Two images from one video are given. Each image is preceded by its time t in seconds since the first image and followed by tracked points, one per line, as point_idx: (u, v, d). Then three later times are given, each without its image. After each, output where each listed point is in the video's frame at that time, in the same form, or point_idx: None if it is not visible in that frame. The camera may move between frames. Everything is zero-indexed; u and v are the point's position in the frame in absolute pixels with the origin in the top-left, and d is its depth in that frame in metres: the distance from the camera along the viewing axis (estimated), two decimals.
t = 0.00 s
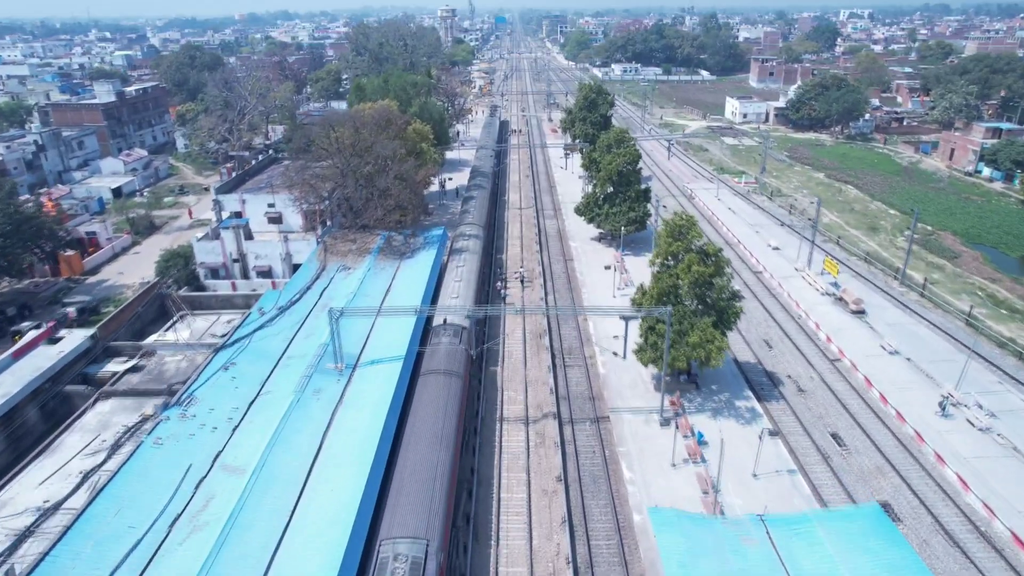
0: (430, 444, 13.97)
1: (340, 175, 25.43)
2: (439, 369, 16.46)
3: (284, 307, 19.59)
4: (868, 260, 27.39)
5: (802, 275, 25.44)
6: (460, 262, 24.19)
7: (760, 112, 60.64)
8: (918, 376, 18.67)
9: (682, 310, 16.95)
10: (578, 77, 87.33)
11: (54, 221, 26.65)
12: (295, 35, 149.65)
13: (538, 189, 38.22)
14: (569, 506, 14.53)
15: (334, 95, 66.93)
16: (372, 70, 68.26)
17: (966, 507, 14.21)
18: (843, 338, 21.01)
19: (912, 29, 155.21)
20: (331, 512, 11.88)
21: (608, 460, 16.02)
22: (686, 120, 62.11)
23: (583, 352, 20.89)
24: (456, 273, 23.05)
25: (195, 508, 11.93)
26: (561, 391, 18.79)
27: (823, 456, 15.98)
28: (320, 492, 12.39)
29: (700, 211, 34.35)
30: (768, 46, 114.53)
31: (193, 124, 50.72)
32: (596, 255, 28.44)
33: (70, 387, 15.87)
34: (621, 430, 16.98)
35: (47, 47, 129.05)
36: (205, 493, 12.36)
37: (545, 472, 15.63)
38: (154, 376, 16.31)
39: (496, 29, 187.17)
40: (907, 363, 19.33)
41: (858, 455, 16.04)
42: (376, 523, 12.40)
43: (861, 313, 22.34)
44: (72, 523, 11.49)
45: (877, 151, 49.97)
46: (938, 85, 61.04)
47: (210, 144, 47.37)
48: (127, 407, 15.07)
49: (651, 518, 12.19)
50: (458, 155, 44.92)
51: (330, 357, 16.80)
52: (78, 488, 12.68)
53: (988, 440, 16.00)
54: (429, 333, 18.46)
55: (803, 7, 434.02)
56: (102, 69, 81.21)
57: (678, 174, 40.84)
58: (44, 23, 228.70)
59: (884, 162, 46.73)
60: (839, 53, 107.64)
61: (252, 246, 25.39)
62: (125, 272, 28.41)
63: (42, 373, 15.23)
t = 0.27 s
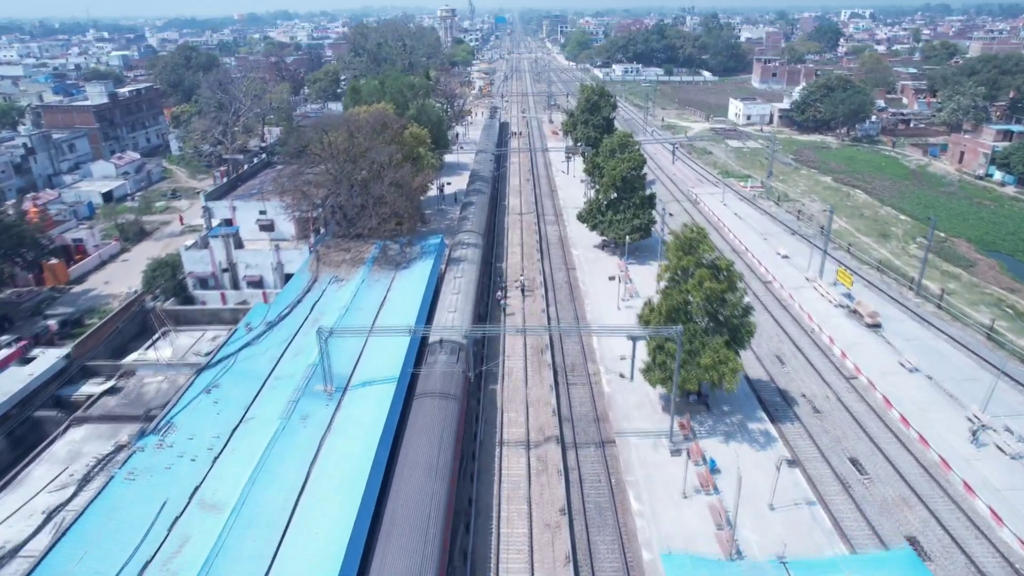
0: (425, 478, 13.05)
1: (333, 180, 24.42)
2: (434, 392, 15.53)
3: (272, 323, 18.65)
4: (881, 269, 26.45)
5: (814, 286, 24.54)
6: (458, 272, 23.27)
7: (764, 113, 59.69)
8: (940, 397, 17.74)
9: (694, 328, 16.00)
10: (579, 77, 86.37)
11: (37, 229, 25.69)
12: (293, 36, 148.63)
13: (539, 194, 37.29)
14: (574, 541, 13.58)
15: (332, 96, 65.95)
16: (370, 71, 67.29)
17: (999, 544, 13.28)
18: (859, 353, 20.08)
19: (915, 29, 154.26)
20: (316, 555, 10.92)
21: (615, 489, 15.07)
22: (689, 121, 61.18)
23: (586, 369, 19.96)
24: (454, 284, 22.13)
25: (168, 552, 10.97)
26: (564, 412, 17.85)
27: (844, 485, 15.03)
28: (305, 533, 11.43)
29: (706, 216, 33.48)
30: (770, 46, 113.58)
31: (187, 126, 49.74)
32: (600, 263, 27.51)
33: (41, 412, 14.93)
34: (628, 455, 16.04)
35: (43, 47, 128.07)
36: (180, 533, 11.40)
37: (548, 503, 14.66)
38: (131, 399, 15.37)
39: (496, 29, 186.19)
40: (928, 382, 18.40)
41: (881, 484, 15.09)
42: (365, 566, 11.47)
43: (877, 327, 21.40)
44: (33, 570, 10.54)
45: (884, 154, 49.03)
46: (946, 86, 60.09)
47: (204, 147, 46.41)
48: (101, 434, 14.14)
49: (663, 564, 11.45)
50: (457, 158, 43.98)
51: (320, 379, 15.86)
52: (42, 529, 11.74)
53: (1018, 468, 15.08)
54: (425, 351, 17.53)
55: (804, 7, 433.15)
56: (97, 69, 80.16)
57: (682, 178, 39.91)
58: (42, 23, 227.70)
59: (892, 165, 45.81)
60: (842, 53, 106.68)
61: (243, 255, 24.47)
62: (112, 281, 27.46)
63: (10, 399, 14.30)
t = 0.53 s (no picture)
0: (418, 512, 12.16)
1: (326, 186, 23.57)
2: (430, 416, 14.64)
3: (260, 339, 17.76)
4: (893, 278, 25.58)
5: (825, 296, 23.69)
6: (456, 282, 22.42)
7: (768, 115, 58.80)
8: (964, 418, 16.86)
9: (704, 346, 15.15)
10: (580, 78, 85.45)
11: (20, 237, 24.80)
12: (292, 36, 147.61)
13: (540, 198, 36.42)
14: None
15: (329, 97, 65.05)
16: (369, 71, 66.38)
17: None
18: (875, 369, 19.19)
19: (918, 29, 153.43)
20: None
21: (622, 519, 14.18)
22: (691, 123, 60.30)
23: (590, 385, 19.08)
24: (451, 296, 21.27)
25: None
26: (567, 433, 16.97)
27: (864, 515, 14.14)
28: None
29: (711, 222, 32.63)
30: (772, 46, 112.71)
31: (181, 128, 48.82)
32: (603, 271, 26.65)
33: (11, 438, 14.09)
34: (635, 481, 15.14)
35: (40, 47, 127.16)
36: None
37: (550, 536, 13.77)
38: (107, 424, 14.53)
39: (496, 29, 185.29)
40: (950, 401, 17.52)
41: (904, 514, 14.19)
42: None
43: (892, 341, 20.52)
44: None
45: (891, 156, 48.14)
46: (952, 87, 59.21)
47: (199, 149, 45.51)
48: (73, 463, 13.28)
49: None
50: (456, 161, 43.10)
51: (308, 401, 14.96)
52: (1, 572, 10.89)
53: None
54: (420, 370, 16.64)
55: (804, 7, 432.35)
56: (92, 69, 79.20)
57: (686, 182, 39.04)
58: (40, 23, 226.76)
59: (900, 168, 44.93)
60: (844, 53, 105.79)
61: (233, 264, 23.62)
62: (99, 290, 26.57)
63: None
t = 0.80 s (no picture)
0: (412, 545, 11.33)
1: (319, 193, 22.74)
2: (424, 441, 13.75)
3: (248, 357, 16.91)
4: (907, 288, 24.72)
5: (837, 307, 22.84)
6: (453, 293, 21.56)
7: (772, 117, 57.98)
8: (991, 441, 15.97)
9: (716, 366, 14.31)
10: (581, 79, 84.66)
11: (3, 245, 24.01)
12: (291, 36, 146.79)
13: (541, 203, 35.61)
14: None
15: (327, 98, 64.23)
16: (367, 72, 65.56)
17: None
18: (892, 386, 18.34)
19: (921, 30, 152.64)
20: None
21: (630, 551, 13.33)
22: (694, 125, 59.46)
23: (594, 403, 18.23)
24: (448, 308, 20.42)
25: None
26: (570, 456, 16.11)
27: (887, 547, 13.27)
28: None
29: (717, 227, 31.79)
30: (775, 47, 111.88)
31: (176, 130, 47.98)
32: (606, 280, 25.82)
33: None
34: (643, 508, 14.29)
35: (38, 47, 126.45)
36: None
37: (552, 569, 12.91)
38: (81, 451, 13.77)
39: (497, 29, 184.60)
40: (974, 422, 16.64)
41: (931, 546, 13.32)
42: None
43: (910, 355, 19.64)
44: None
45: (898, 159, 47.28)
46: (959, 89, 58.36)
47: (193, 151, 44.69)
48: (41, 496, 12.53)
49: None
50: (455, 165, 42.28)
51: (296, 424, 14.08)
52: None
53: None
54: (416, 390, 15.77)
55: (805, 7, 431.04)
56: (88, 70, 78.37)
57: (690, 186, 38.22)
58: (39, 23, 226.16)
59: (908, 171, 44.08)
60: (848, 54, 104.93)
61: (223, 274, 22.83)
62: (86, 298, 25.76)
63: None
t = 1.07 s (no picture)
0: None
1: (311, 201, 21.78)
2: (417, 473, 12.75)
3: (231, 380, 15.96)
4: (923, 299, 23.75)
5: (852, 320, 21.86)
6: (450, 306, 20.59)
7: (777, 118, 57.00)
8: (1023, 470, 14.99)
9: (731, 393, 13.37)
10: (581, 80, 83.66)
11: None
12: (289, 36, 145.79)
13: (541, 209, 34.67)
14: None
15: (325, 99, 63.25)
16: (365, 73, 64.58)
17: None
18: (914, 407, 17.37)
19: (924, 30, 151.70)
20: None
21: None
22: (697, 127, 58.47)
23: (598, 426, 17.28)
24: (445, 323, 19.45)
25: None
26: (573, 485, 15.15)
27: None
28: None
29: (723, 235, 30.82)
30: (777, 47, 110.87)
31: (168, 132, 47.00)
32: (610, 291, 24.85)
33: None
34: (652, 544, 13.33)
35: (34, 47, 125.43)
36: None
37: None
38: (46, 486, 12.95)
39: (497, 29, 183.59)
40: (1003, 448, 15.68)
41: None
42: None
43: (931, 373, 18.67)
44: None
45: (906, 162, 46.31)
46: (967, 90, 57.37)
47: (186, 154, 43.74)
48: None
49: None
50: (454, 169, 41.34)
51: (279, 456, 13.11)
52: None
53: None
54: (409, 416, 14.80)
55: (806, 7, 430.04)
56: (82, 71, 77.35)
57: (695, 190, 37.27)
58: (37, 23, 225.15)
59: (917, 175, 43.09)
60: (851, 55, 103.90)
61: (210, 286, 21.79)
62: (69, 309, 24.83)
63: None
